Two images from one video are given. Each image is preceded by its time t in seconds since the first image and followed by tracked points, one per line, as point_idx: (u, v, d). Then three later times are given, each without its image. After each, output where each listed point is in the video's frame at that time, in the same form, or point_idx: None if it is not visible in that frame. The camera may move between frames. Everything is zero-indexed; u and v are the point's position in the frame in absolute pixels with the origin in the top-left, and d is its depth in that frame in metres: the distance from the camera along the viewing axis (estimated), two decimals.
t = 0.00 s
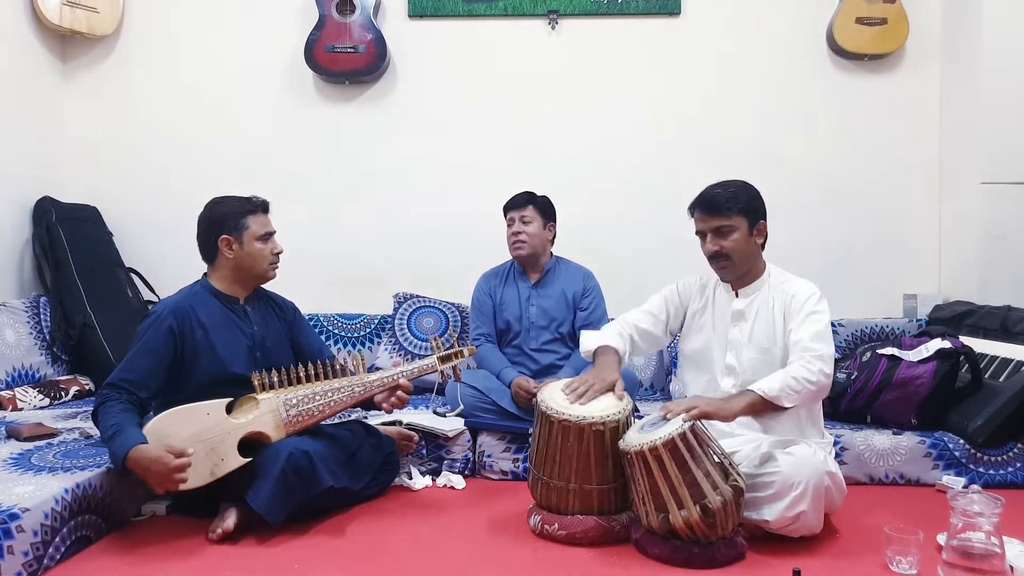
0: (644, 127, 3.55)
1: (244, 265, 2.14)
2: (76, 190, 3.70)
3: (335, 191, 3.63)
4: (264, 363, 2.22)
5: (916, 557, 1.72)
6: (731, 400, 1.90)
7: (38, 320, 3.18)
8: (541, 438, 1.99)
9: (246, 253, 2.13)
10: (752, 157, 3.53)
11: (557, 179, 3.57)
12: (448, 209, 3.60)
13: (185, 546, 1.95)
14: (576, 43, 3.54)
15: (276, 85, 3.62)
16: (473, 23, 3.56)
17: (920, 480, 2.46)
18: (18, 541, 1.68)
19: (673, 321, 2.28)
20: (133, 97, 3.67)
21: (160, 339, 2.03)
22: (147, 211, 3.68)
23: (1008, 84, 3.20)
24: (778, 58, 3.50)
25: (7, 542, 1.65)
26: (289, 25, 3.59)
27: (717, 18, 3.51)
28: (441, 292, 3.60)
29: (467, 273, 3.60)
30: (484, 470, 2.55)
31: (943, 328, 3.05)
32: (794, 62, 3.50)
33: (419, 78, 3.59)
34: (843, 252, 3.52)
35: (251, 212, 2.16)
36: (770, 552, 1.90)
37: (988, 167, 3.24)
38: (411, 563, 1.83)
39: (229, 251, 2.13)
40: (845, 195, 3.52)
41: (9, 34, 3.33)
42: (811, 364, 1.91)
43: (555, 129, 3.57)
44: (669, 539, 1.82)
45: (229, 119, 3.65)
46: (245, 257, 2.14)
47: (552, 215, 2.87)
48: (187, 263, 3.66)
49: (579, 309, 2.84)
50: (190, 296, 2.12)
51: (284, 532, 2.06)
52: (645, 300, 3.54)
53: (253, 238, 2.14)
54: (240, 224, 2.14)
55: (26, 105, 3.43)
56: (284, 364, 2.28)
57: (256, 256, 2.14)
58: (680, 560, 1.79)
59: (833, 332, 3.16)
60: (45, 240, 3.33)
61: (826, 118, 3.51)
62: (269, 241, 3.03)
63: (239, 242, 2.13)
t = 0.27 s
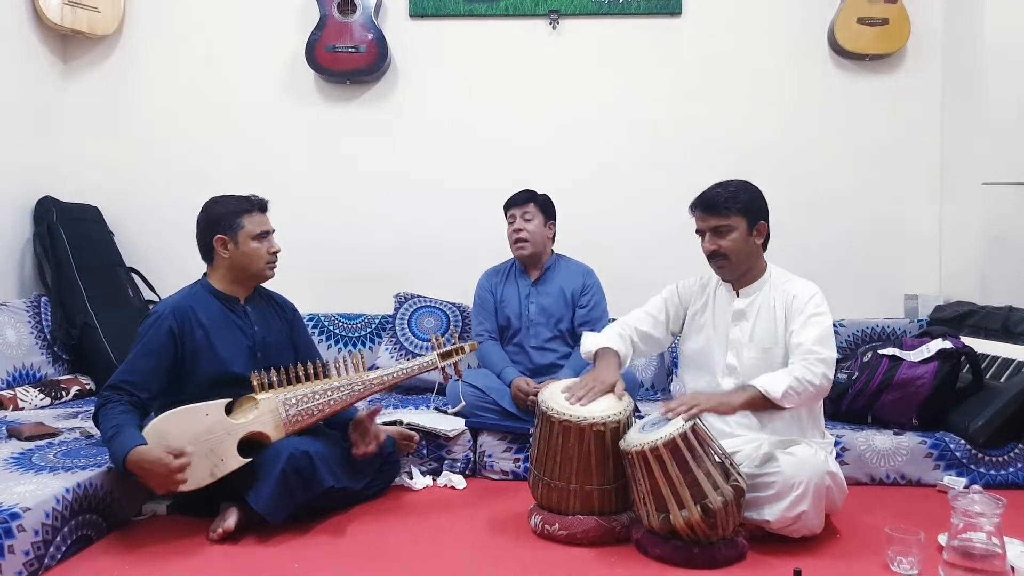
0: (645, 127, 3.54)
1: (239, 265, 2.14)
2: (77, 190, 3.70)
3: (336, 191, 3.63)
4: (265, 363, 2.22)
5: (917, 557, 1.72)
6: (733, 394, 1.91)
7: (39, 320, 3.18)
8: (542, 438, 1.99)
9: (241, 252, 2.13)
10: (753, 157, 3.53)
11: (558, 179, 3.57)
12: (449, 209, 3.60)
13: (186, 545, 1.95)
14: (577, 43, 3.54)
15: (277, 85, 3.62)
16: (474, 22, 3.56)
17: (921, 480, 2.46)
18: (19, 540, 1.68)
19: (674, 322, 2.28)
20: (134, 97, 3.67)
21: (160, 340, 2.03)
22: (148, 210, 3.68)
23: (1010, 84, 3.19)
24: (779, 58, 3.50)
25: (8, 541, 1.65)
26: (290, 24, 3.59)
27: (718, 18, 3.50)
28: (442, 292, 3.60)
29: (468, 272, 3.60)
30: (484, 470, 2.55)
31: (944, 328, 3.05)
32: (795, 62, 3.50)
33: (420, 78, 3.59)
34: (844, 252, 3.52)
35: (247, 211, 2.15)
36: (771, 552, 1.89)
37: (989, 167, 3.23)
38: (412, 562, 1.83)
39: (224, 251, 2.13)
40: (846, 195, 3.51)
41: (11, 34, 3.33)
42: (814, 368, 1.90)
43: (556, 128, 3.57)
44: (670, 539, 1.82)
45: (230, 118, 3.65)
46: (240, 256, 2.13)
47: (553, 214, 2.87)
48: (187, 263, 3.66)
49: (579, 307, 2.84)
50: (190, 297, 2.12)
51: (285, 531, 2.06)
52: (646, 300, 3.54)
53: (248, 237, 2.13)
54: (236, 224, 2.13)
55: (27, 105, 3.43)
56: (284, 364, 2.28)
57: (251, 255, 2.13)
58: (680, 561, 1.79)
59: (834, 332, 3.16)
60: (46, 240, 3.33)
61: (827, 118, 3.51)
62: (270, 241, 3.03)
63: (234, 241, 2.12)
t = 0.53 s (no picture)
0: (646, 127, 3.54)
1: (228, 260, 2.14)
2: (79, 189, 3.71)
3: (337, 191, 3.63)
4: (269, 360, 2.22)
5: (919, 559, 1.72)
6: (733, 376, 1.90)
7: (40, 318, 3.19)
8: (543, 438, 1.99)
9: (227, 248, 2.13)
10: (755, 158, 3.52)
11: (559, 179, 3.56)
12: (450, 208, 3.60)
13: (187, 544, 1.95)
14: (578, 43, 3.54)
15: (279, 84, 3.62)
16: (475, 22, 3.56)
17: (922, 481, 2.46)
18: (20, 539, 1.68)
19: (674, 316, 2.29)
20: (136, 96, 3.68)
21: (163, 339, 2.04)
22: (150, 209, 3.68)
23: (1012, 85, 3.19)
24: (781, 58, 3.50)
25: (9, 539, 1.65)
26: (292, 24, 3.60)
27: (720, 18, 3.50)
28: (443, 291, 3.60)
29: (469, 272, 3.60)
30: (485, 470, 2.55)
31: (946, 330, 3.04)
32: (797, 63, 3.50)
33: (421, 78, 3.59)
34: (846, 253, 3.51)
35: (232, 207, 2.16)
36: (772, 553, 1.89)
37: (992, 168, 3.23)
38: (413, 562, 1.83)
39: (213, 248, 2.15)
40: (848, 196, 3.51)
41: (13, 33, 3.34)
42: (816, 360, 1.88)
43: (558, 128, 3.57)
44: (671, 540, 1.82)
45: (232, 118, 3.65)
46: (227, 251, 2.13)
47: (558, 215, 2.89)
48: (189, 262, 3.66)
49: (580, 307, 2.83)
50: (192, 296, 2.12)
51: (286, 531, 2.06)
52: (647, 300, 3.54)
53: (233, 232, 2.13)
54: (222, 220, 2.15)
55: (29, 104, 3.43)
56: (287, 362, 2.28)
57: (237, 250, 2.13)
58: (681, 561, 1.78)
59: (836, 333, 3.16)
60: (48, 239, 3.33)
61: (828, 118, 3.50)
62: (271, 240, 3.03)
63: (221, 238, 2.13)
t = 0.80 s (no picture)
0: (647, 128, 3.54)
1: (224, 258, 2.15)
2: (80, 190, 3.71)
3: (338, 192, 3.63)
4: (271, 359, 2.22)
5: (920, 560, 1.72)
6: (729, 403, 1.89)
7: (42, 319, 3.19)
8: (544, 438, 1.99)
9: (222, 246, 2.14)
10: (756, 158, 3.52)
11: (560, 180, 3.57)
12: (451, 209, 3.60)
13: (188, 545, 1.95)
14: (579, 43, 3.54)
15: (280, 85, 3.62)
16: (476, 23, 3.56)
17: (923, 482, 2.46)
18: (22, 539, 1.68)
19: (677, 321, 2.28)
20: (138, 96, 3.68)
21: (164, 337, 2.04)
22: (151, 210, 3.68)
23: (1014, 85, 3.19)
24: (782, 59, 3.50)
25: (10, 540, 1.66)
26: (293, 25, 3.60)
27: (721, 19, 3.50)
28: (444, 292, 3.60)
29: (470, 272, 3.60)
30: (485, 470, 2.55)
31: (947, 330, 3.04)
32: (798, 63, 3.50)
33: (422, 78, 3.59)
34: (847, 254, 3.51)
35: (224, 205, 2.17)
36: (773, 553, 1.89)
37: (993, 168, 3.22)
38: (414, 563, 1.83)
39: (211, 248, 2.17)
40: (849, 196, 3.51)
41: (15, 34, 3.34)
42: (811, 371, 1.89)
43: (559, 128, 3.57)
44: (672, 540, 1.82)
45: (233, 118, 3.66)
46: (222, 249, 2.15)
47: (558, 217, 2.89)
48: (190, 263, 3.67)
49: (582, 310, 2.83)
50: (194, 295, 2.12)
51: (287, 531, 2.06)
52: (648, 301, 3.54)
53: (225, 230, 2.14)
54: (215, 220, 2.16)
55: (31, 104, 3.44)
56: (290, 362, 2.28)
57: (231, 247, 2.14)
58: (682, 562, 1.78)
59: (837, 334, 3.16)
60: (49, 239, 3.34)
61: (829, 118, 3.50)
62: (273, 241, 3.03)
63: (215, 237, 2.15)
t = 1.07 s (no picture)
0: (648, 129, 3.54)
1: (223, 257, 2.15)
2: (81, 190, 3.71)
3: (339, 192, 3.63)
4: (271, 358, 2.22)
5: (921, 561, 1.72)
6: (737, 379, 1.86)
7: (42, 319, 3.19)
8: (544, 439, 1.99)
9: (219, 246, 2.15)
10: (756, 159, 3.52)
11: (561, 181, 3.57)
12: (452, 210, 3.60)
13: (188, 545, 1.95)
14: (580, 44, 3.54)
15: (281, 86, 3.62)
16: (477, 24, 3.56)
17: (923, 483, 2.46)
18: (22, 540, 1.68)
19: (674, 323, 2.28)
20: (138, 97, 3.68)
21: (165, 336, 2.04)
22: (151, 210, 3.68)
23: (1014, 87, 3.19)
24: (783, 60, 3.50)
25: (10, 540, 1.66)
26: (294, 25, 3.60)
27: (722, 20, 3.50)
28: (445, 293, 3.61)
29: (470, 273, 3.60)
30: (486, 471, 2.55)
31: (947, 332, 3.04)
32: (798, 65, 3.50)
33: (423, 79, 3.59)
34: (847, 255, 3.52)
35: (221, 205, 2.18)
36: (773, 555, 1.89)
37: (993, 170, 3.23)
38: (414, 563, 1.83)
39: (210, 248, 2.18)
40: (850, 197, 3.51)
41: (15, 34, 3.34)
42: (818, 371, 1.88)
43: (559, 129, 3.57)
44: (673, 541, 1.82)
45: (234, 119, 3.66)
46: (220, 249, 2.15)
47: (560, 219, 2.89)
48: (190, 263, 3.67)
49: (583, 311, 2.83)
50: (195, 295, 2.13)
51: (287, 532, 2.06)
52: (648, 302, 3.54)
53: (222, 229, 2.15)
54: (212, 220, 2.17)
55: (31, 104, 3.44)
56: (292, 361, 2.28)
57: (228, 246, 2.14)
58: (683, 563, 1.78)
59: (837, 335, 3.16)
60: (50, 239, 3.34)
61: (830, 119, 3.50)
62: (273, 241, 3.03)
63: (212, 237, 2.16)
